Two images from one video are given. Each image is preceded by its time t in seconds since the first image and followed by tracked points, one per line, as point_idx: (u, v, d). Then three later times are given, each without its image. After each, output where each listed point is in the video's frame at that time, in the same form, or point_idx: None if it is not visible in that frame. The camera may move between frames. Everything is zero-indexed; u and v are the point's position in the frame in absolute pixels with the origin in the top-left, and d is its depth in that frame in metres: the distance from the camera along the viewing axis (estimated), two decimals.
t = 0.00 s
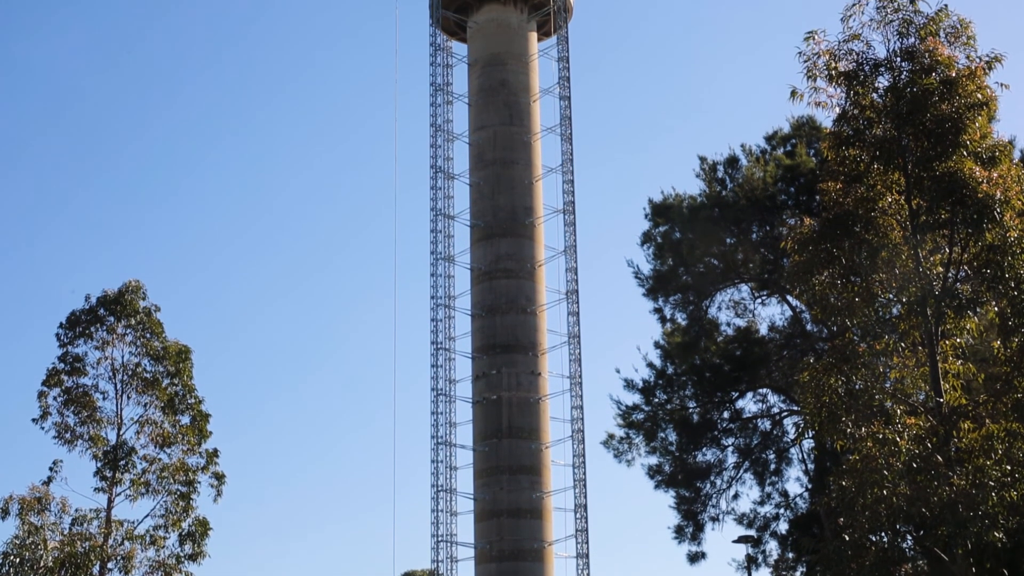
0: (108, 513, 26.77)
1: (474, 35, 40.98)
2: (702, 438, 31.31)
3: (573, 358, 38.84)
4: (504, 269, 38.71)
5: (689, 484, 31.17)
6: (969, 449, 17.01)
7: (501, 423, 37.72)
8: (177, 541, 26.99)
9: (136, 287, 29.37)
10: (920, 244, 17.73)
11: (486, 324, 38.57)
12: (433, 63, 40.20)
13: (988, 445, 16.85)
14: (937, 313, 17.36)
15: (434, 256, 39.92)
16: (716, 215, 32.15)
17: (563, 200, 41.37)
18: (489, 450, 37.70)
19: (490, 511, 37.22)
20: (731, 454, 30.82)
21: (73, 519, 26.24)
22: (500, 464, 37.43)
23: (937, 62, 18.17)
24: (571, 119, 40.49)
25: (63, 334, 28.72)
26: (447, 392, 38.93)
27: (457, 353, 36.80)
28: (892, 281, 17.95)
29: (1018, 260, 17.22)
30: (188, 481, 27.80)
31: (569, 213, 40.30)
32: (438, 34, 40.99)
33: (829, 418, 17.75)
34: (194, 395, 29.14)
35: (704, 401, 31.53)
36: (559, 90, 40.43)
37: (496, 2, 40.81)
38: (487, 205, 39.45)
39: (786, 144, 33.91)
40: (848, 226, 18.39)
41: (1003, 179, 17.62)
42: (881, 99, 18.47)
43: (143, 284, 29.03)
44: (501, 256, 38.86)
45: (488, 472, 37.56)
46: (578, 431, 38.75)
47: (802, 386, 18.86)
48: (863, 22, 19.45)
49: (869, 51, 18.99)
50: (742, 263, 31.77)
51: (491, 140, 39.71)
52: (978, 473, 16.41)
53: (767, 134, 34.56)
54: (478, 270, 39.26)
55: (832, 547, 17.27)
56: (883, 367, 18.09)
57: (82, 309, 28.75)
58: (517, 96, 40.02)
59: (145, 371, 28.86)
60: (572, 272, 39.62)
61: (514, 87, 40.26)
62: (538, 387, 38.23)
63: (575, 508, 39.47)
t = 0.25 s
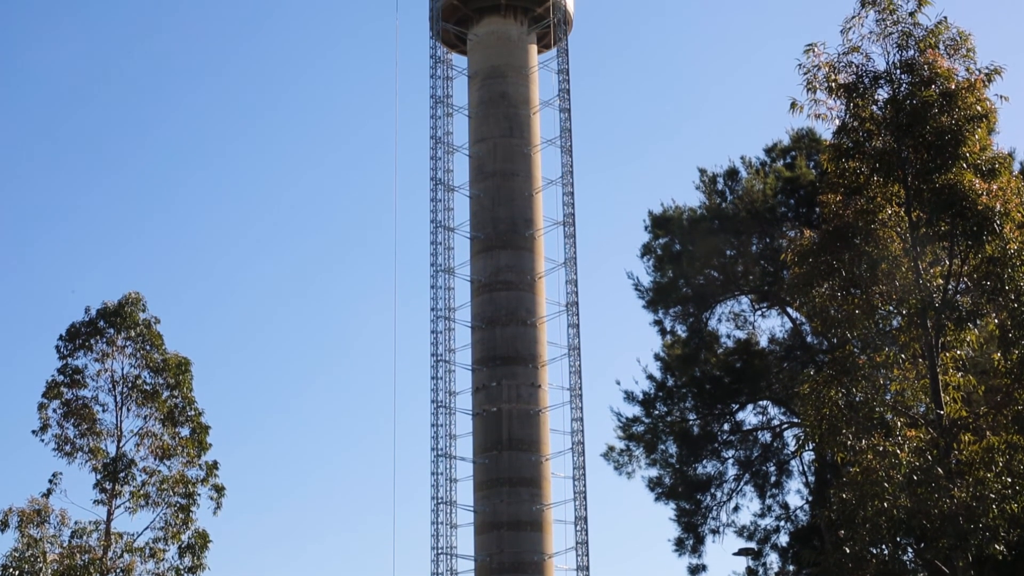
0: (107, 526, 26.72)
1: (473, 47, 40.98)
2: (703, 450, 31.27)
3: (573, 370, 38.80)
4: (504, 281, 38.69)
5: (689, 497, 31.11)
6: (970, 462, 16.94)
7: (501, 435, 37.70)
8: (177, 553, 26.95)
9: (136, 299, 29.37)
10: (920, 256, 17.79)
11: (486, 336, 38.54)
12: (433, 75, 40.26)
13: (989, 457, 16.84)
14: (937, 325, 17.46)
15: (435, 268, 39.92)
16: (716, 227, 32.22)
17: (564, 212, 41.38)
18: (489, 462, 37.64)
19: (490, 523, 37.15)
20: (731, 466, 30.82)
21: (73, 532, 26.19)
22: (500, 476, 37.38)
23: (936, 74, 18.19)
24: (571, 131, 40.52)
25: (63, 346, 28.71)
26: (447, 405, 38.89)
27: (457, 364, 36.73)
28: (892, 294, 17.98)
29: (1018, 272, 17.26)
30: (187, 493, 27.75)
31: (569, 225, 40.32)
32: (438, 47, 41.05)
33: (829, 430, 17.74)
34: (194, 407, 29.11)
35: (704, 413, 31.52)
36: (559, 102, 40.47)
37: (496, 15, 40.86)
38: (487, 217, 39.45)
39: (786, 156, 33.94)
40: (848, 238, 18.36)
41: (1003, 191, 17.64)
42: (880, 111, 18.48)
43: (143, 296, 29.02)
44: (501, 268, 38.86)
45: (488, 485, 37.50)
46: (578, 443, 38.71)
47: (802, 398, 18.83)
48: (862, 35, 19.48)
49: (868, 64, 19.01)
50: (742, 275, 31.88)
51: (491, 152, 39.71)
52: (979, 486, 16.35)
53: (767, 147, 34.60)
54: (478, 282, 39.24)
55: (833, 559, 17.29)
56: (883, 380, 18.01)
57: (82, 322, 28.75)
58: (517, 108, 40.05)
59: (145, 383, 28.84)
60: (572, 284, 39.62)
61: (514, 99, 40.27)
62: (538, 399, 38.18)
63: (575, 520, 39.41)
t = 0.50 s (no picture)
0: (107, 538, 26.69)
1: (473, 59, 41.01)
2: (703, 462, 31.22)
3: (573, 382, 38.77)
4: (504, 293, 38.69)
5: (689, 509, 30.97)
6: (971, 473, 16.97)
7: (501, 447, 37.68)
8: (176, 565, 26.91)
9: (135, 311, 29.36)
10: (919, 267, 17.83)
11: (486, 348, 38.52)
12: (434, 87, 40.32)
13: (989, 469, 16.86)
14: (937, 337, 17.49)
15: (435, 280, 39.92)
16: (715, 239, 32.30)
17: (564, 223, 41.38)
18: (489, 474, 37.60)
19: (490, 535, 37.08)
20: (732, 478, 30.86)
21: (72, 544, 26.16)
22: (500, 488, 37.33)
23: (936, 87, 18.21)
24: (571, 143, 40.54)
25: (62, 358, 28.71)
26: (447, 417, 38.87)
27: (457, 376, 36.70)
28: (892, 306, 17.94)
29: (1018, 284, 17.28)
30: (187, 505, 27.72)
31: (569, 237, 40.34)
32: (438, 59, 41.11)
33: (829, 442, 17.66)
34: (194, 419, 29.09)
35: (704, 426, 31.49)
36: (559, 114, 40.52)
37: (496, 27, 40.90)
38: (486, 228, 39.46)
39: (786, 168, 33.96)
40: (848, 250, 18.35)
41: (1002, 203, 17.64)
42: (880, 123, 18.51)
43: (143, 308, 29.02)
44: (501, 280, 38.86)
45: (488, 497, 37.46)
46: (578, 455, 38.67)
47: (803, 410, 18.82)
48: (862, 47, 19.52)
49: (868, 76, 19.04)
50: (742, 287, 31.79)
51: (491, 164, 39.73)
52: (980, 498, 16.30)
53: (767, 159, 34.63)
54: (478, 293, 39.22)
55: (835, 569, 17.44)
56: (883, 392, 18.07)
57: (82, 333, 28.75)
58: (517, 120, 40.07)
59: (145, 395, 28.84)
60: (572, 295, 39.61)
61: (514, 110, 40.30)
62: (539, 411, 38.15)
63: (575, 532, 39.34)
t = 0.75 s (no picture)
0: (105, 550, 26.64)
1: (473, 70, 41.04)
2: (703, 474, 31.12)
3: (573, 394, 38.76)
4: (504, 304, 38.68)
5: (689, 521, 30.83)
6: (971, 485, 16.82)
7: (501, 459, 37.64)
8: None
9: (135, 322, 29.35)
10: (919, 279, 17.89)
11: (486, 360, 38.49)
12: (434, 98, 40.35)
13: (989, 481, 16.79)
14: (937, 348, 17.56)
15: (435, 291, 39.92)
16: (715, 250, 32.15)
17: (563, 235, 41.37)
18: (489, 486, 37.55)
19: (490, 547, 37.00)
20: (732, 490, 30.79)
21: (71, 555, 26.13)
22: (500, 500, 37.28)
23: (935, 98, 18.22)
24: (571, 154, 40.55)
25: (62, 370, 28.71)
26: (448, 428, 38.82)
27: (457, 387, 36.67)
28: (892, 317, 17.95)
29: (1018, 295, 17.31)
30: (186, 517, 27.68)
31: (569, 249, 40.33)
32: (438, 70, 41.15)
33: (829, 454, 17.63)
34: (193, 431, 29.07)
35: (704, 437, 31.42)
36: (559, 125, 40.54)
37: (496, 39, 40.95)
38: (486, 239, 39.46)
39: (786, 180, 33.97)
40: (848, 261, 18.34)
41: (1002, 215, 17.67)
42: (880, 135, 18.53)
43: (143, 319, 29.02)
44: (501, 291, 38.85)
45: (488, 508, 37.39)
46: (577, 467, 38.62)
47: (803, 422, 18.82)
48: (862, 59, 19.55)
49: (868, 87, 19.05)
50: (742, 298, 31.81)
51: (491, 175, 39.75)
52: (981, 510, 16.22)
53: (766, 170, 34.65)
54: (477, 305, 39.20)
55: None
56: (883, 404, 18.04)
57: (81, 345, 28.74)
58: (517, 131, 40.09)
59: (144, 407, 28.82)
60: (572, 307, 39.59)
61: (514, 122, 40.31)
62: (539, 423, 38.10)
63: (575, 544, 39.28)
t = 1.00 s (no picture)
0: (105, 564, 26.60)
1: (473, 85, 41.09)
2: (703, 488, 31.04)
3: (573, 408, 38.71)
4: (504, 318, 38.66)
5: (690, 535, 30.84)
6: (971, 500, 16.82)
7: (501, 473, 37.59)
8: None
9: (135, 336, 29.34)
10: (919, 293, 17.89)
11: (486, 374, 38.46)
12: (434, 113, 40.41)
13: (990, 495, 16.74)
14: (937, 362, 17.65)
15: (435, 305, 39.92)
16: (715, 264, 32.27)
17: (563, 249, 41.37)
18: (489, 500, 37.50)
19: (490, 562, 36.91)
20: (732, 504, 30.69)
21: (70, 570, 26.09)
22: (500, 514, 37.21)
23: (935, 113, 18.24)
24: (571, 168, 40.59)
25: (62, 384, 28.69)
26: (448, 442, 38.77)
27: (457, 402, 36.62)
28: (892, 331, 17.95)
29: (1018, 310, 17.30)
30: (186, 531, 27.64)
31: (569, 263, 40.33)
32: (438, 85, 41.21)
33: (830, 469, 17.62)
34: (193, 445, 29.04)
35: (704, 451, 31.36)
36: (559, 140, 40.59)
37: (496, 53, 41.01)
38: (486, 254, 39.47)
39: (786, 194, 33.99)
40: (848, 275, 18.28)
41: (1002, 229, 17.65)
42: (879, 149, 18.56)
43: (143, 334, 29.01)
44: (501, 305, 38.84)
45: (488, 523, 37.33)
46: (577, 481, 38.57)
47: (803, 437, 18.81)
48: (861, 74, 19.59)
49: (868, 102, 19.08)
50: (742, 312, 31.87)
51: (491, 190, 39.77)
52: (982, 524, 16.19)
53: (766, 184, 34.68)
54: (477, 319, 39.19)
55: None
56: (883, 418, 17.99)
57: (82, 359, 28.73)
58: (517, 146, 40.12)
59: (144, 421, 28.79)
60: (572, 321, 39.57)
61: (514, 136, 40.35)
62: (539, 437, 38.06)
63: (575, 559, 39.21)
